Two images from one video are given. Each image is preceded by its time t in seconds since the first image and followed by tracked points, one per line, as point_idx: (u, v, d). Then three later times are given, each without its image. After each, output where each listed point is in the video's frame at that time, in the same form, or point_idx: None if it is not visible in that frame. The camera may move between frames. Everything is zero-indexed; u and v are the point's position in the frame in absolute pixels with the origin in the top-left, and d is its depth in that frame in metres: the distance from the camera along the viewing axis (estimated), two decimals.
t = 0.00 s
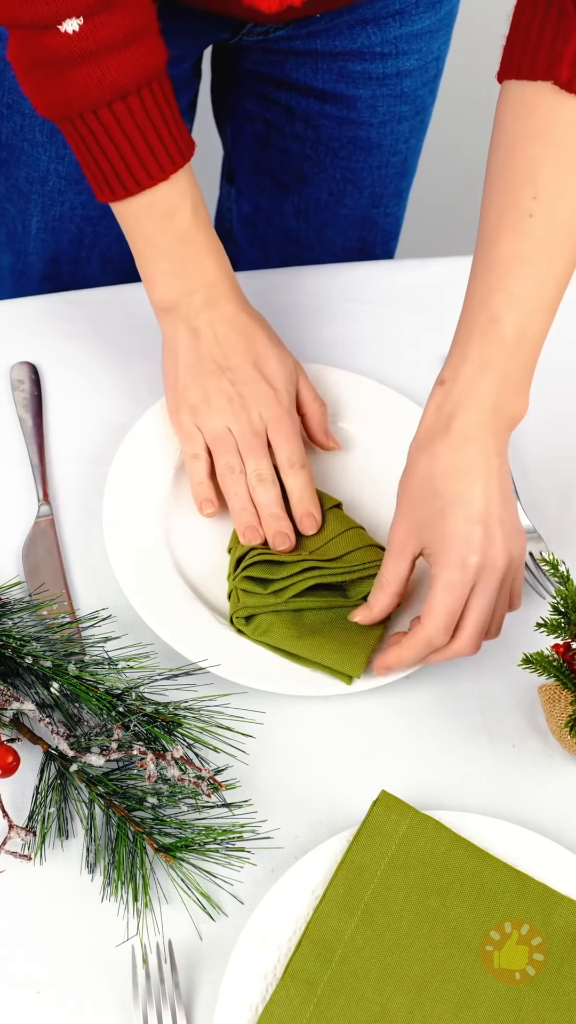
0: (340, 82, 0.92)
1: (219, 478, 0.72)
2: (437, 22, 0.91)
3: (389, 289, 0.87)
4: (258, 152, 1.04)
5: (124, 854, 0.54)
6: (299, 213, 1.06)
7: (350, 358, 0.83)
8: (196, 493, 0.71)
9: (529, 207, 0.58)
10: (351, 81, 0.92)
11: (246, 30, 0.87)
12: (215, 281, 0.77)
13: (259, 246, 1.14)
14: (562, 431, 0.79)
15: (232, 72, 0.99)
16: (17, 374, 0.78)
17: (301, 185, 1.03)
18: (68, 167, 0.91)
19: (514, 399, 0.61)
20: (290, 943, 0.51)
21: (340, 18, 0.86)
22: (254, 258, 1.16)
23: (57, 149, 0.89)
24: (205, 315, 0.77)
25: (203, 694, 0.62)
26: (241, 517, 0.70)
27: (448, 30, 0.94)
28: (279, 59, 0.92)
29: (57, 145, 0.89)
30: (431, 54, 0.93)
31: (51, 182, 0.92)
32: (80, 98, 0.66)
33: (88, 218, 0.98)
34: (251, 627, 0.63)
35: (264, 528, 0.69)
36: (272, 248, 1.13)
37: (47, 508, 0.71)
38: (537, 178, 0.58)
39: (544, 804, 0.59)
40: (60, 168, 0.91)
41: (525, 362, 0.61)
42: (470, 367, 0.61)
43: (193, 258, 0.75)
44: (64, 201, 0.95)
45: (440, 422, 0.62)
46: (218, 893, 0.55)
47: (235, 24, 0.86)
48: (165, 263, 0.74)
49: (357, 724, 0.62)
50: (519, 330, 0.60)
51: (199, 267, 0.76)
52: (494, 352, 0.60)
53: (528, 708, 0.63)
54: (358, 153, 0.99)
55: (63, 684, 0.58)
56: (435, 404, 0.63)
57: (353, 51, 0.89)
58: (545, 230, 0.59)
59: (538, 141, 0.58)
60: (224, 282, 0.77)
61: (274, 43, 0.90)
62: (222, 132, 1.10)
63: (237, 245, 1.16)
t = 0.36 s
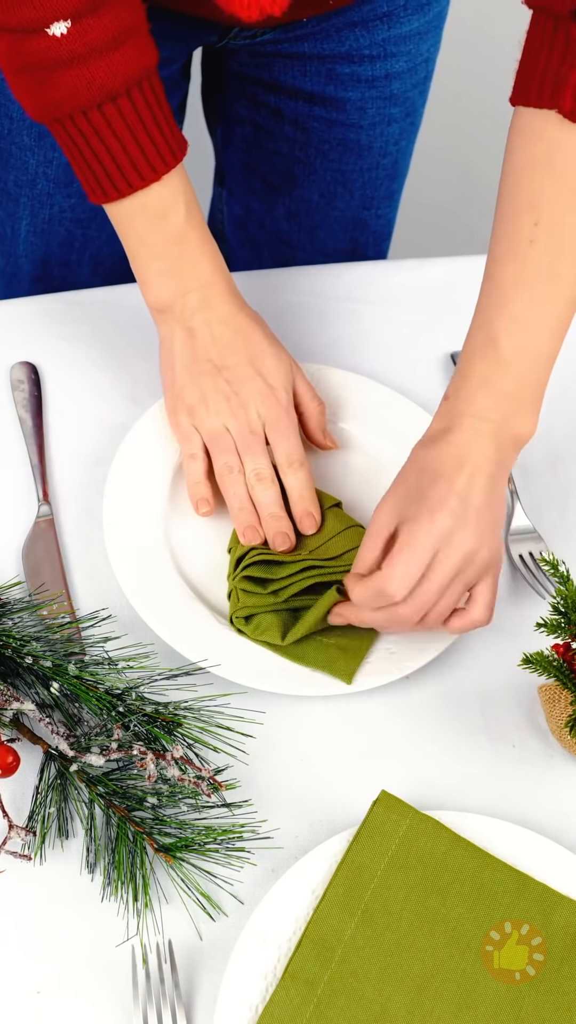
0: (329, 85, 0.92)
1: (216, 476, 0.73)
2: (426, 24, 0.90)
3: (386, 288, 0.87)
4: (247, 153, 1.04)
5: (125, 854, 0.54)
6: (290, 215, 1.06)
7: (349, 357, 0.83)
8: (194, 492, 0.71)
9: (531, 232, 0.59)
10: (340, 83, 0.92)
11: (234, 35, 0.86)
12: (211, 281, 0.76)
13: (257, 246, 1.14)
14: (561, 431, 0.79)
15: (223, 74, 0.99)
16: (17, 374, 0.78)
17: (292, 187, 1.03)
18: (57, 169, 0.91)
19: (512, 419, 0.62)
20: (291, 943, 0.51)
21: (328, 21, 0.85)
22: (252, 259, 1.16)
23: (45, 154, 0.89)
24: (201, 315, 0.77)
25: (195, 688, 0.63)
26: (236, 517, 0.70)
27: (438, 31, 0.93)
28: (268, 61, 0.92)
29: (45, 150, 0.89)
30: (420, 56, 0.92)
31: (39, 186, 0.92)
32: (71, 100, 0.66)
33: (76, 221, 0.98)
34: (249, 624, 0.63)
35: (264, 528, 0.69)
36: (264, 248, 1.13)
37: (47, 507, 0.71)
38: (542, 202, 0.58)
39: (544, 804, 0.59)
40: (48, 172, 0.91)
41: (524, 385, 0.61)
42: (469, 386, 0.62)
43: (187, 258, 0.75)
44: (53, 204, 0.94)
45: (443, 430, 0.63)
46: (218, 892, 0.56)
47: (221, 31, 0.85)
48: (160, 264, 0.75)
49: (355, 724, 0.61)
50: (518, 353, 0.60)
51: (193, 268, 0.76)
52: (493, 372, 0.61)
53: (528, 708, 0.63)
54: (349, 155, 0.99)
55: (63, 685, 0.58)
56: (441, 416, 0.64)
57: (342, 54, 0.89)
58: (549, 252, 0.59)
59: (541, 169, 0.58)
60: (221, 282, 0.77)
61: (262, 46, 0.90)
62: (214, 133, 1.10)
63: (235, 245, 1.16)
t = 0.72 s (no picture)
0: (327, 84, 0.92)
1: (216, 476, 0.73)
2: (424, 21, 0.90)
3: (386, 288, 0.87)
4: (247, 153, 1.05)
5: (124, 854, 0.54)
6: (290, 215, 1.07)
7: (349, 357, 0.83)
8: (192, 490, 0.71)
9: (568, 246, 0.58)
10: (339, 82, 0.91)
11: (232, 34, 0.86)
12: (211, 281, 0.77)
13: (258, 246, 1.14)
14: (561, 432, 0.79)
15: (224, 73, 0.99)
16: (17, 374, 0.78)
17: (292, 186, 1.03)
18: (56, 168, 0.91)
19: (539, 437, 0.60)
20: (290, 943, 0.51)
21: (326, 20, 0.85)
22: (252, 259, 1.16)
23: (44, 154, 0.89)
24: (200, 315, 0.77)
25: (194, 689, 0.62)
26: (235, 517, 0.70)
27: (437, 28, 0.93)
28: (266, 59, 0.92)
29: (43, 150, 0.89)
30: (419, 54, 0.92)
31: (38, 185, 0.92)
32: (68, 101, 0.66)
33: (76, 221, 0.98)
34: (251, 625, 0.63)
35: (264, 527, 0.69)
36: (265, 247, 1.13)
37: (47, 507, 0.71)
38: None
39: (544, 804, 0.59)
40: (47, 172, 0.91)
41: (553, 403, 0.59)
42: (496, 399, 0.61)
43: (187, 258, 0.75)
44: (52, 204, 0.94)
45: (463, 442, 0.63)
46: (218, 892, 0.56)
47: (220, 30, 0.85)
48: (159, 264, 0.75)
49: (354, 723, 0.61)
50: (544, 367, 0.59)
51: (193, 268, 0.76)
52: (519, 384, 0.60)
53: (528, 708, 0.63)
54: (348, 154, 0.99)
55: (63, 684, 0.58)
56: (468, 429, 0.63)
57: (341, 52, 0.89)
58: None
59: None
60: (221, 282, 0.77)
61: (261, 45, 0.90)
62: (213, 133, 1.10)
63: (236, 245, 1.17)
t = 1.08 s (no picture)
0: (323, 85, 0.92)
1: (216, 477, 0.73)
2: (420, 22, 0.90)
3: (384, 289, 0.87)
4: (244, 154, 1.04)
5: (124, 854, 0.54)
6: (287, 215, 1.06)
7: (349, 357, 0.83)
8: (194, 491, 0.71)
9: (522, 224, 0.58)
10: (334, 83, 0.91)
11: (228, 34, 0.87)
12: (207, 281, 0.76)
13: (255, 246, 1.13)
14: (560, 432, 0.79)
15: (220, 75, 0.99)
16: (16, 375, 0.78)
17: (288, 187, 1.03)
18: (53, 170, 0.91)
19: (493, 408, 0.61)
20: (291, 943, 0.51)
21: (322, 20, 0.85)
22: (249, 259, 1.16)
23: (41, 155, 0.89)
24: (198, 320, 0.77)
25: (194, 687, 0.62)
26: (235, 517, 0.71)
27: (433, 29, 0.93)
28: (262, 60, 0.92)
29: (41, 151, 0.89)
30: (414, 54, 0.92)
31: (35, 187, 0.92)
32: (67, 105, 0.66)
33: (75, 222, 0.98)
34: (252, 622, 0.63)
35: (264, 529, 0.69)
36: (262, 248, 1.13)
37: (47, 507, 0.71)
38: (533, 197, 0.58)
39: (544, 804, 0.59)
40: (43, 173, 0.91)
41: (507, 378, 0.61)
42: (450, 378, 0.61)
43: (186, 260, 0.75)
44: (50, 206, 0.94)
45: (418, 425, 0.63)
46: (218, 892, 0.56)
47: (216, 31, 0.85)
48: (158, 267, 0.74)
49: (353, 721, 0.61)
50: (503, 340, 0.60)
51: (192, 269, 0.76)
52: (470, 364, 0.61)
53: (528, 707, 0.63)
54: (344, 155, 0.98)
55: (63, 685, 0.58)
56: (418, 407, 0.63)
57: (336, 54, 0.89)
58: (537, 247, 0.58)
59: (545, 160, 0.57)
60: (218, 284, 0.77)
61: (256, 46, 0.90)
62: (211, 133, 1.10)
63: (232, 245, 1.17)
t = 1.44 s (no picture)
0: (312, 39, 0.87)
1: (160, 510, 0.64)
2: None
3: (384, 274, 0.81)
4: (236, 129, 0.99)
5: (107, 885, 0.49)
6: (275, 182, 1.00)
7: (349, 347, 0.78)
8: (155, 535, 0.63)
9: None
10: (324, 37, 0.87)
11: None
12: (72, 301, 0.63)
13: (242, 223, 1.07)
14: None
15: (201, 35, 0.94)
16: None
17: (276, 153, 0.97)
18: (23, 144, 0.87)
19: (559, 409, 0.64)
20: (288, 981, 0.47)
21: None
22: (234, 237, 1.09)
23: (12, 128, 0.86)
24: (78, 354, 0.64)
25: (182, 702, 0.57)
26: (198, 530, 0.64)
27: None
28: (244, 13, 0.88)
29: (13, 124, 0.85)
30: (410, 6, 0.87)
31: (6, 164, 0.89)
32: None
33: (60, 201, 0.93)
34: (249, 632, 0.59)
35: (247, 533, 0.62)
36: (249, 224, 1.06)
37: (23, 507, 0.66)
38: None
39: (565, 832, 0.54)
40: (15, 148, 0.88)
41: None
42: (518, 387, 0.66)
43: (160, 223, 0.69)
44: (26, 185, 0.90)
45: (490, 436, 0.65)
46: (208, 927, 0.51)
47: None
48: (12, 286, 0.62)
49: (354, 738, 0.57)
50: None
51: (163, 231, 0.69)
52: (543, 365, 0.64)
53: (546, 725, 0.58)
54: (335, 116, 0.93)
55: (40, 701, 0.53)
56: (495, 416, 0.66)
57: (324, 5, 0.85)
58: None
59: None
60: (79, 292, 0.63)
61: None
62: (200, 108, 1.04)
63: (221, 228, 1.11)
